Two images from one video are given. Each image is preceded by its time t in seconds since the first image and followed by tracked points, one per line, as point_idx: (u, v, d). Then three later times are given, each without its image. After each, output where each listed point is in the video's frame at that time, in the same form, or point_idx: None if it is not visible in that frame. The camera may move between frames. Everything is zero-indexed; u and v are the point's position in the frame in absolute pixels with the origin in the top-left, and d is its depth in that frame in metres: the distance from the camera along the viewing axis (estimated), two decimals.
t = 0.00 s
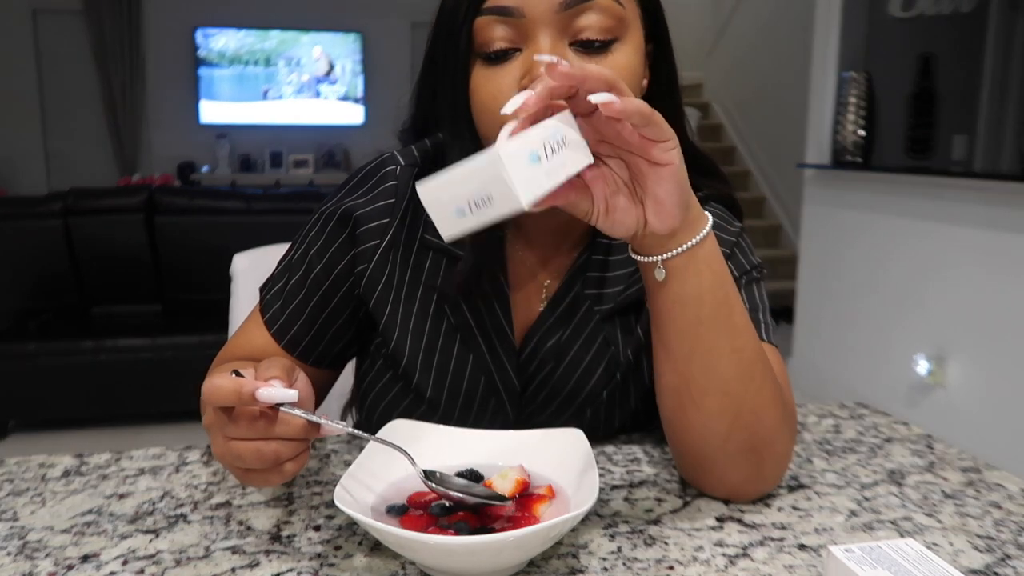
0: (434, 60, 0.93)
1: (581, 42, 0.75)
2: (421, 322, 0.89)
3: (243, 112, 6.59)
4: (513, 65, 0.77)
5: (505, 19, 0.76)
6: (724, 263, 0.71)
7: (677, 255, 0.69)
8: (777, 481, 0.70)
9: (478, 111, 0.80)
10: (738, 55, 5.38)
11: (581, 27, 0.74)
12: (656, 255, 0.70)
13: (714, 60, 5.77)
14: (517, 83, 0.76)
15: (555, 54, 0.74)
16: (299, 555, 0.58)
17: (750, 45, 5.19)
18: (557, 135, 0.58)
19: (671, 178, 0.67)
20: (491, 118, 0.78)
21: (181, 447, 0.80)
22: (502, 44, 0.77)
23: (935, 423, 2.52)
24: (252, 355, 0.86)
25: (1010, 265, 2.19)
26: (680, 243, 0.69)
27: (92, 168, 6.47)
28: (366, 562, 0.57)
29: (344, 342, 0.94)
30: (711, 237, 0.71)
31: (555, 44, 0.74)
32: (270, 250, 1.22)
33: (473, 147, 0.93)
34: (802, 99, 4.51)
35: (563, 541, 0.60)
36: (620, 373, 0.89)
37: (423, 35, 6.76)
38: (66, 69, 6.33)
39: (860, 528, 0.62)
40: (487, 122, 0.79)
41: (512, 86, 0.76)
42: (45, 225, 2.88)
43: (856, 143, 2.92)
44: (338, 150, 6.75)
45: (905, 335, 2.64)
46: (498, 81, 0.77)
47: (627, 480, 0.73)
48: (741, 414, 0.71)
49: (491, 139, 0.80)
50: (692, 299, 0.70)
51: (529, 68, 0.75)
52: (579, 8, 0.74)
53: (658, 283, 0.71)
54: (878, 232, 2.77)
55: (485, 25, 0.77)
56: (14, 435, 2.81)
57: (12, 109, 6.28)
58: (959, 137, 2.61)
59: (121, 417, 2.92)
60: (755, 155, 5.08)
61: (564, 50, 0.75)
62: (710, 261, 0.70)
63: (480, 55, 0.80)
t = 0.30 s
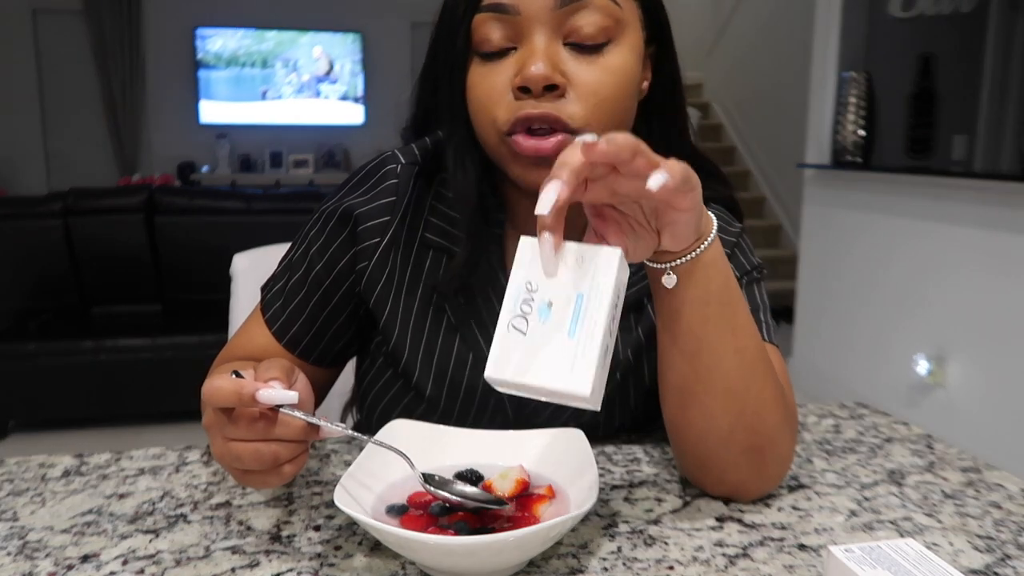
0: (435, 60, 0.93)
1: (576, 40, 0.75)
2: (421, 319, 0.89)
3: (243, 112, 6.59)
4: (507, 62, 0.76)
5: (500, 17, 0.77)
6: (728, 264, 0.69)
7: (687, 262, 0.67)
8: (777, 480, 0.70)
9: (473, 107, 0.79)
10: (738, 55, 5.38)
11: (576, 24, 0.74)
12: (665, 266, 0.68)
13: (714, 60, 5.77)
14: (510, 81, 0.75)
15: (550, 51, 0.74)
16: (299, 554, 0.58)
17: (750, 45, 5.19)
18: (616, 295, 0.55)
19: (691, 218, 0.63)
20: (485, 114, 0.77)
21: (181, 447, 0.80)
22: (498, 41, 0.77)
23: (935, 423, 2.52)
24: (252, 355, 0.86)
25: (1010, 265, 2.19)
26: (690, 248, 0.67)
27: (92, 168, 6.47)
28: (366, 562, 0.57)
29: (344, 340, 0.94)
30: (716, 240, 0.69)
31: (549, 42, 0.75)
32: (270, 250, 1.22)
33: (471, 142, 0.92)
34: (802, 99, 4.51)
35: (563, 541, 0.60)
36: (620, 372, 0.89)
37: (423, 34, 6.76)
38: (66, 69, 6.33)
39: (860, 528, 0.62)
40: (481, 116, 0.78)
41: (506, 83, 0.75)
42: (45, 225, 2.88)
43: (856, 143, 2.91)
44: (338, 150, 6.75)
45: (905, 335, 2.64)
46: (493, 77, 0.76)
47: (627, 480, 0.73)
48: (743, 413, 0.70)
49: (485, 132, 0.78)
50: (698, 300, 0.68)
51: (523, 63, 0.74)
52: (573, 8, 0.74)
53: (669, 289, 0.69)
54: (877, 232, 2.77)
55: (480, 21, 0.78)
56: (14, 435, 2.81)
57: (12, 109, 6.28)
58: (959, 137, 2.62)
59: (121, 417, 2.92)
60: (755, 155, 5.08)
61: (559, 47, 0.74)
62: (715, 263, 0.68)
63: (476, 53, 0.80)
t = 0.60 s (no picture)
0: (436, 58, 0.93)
1: (585, 39, 0.75)
2: (420, 321, 0.89)
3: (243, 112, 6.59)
4: (517, 62, 0.76)
5: (510, 15, 0.76)
6: (726, 261, 0.71)
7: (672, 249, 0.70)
8: (777, 481, 0.70)
9: (482, 107, 0.79)
10: (739, 55, 5.37)
11: (586, 24, 0.74)
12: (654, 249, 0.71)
13: (714, 60, 5.77)
14: (521, 81, 0.75)
15: (559, 52, 0.74)
16: (299, 554, 0.58)
17: (750, 45, 5.19)
18: (541, 180, 0.57)
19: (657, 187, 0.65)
20: (494, 115, 0.77)
21: (181, 448, 0.80)
22: (508, 40, 0.77)
23: (935, 423, 2.52)
24: (251, 355, 0.86)
25: (1010, 265, 2.19)
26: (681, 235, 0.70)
27: (91, 167, 6.47)
28: (366, 562, 0.57)
29: (344, 341, 0.94)
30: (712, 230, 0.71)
31: (560, 42, 0.75)
32: (270, 250, 1.22)
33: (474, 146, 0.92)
34: (802, 99, 4.51)
35: (563, 541, 0.60)
36: (620, 372, 0.88)
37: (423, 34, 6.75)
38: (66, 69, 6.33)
39: (860, 528, 0.62)
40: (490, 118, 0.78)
41: (517, 84, 0.75)
42: (45, 225, 2.88)
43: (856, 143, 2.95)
44: (338, 150, 6.74)
45: (906, 335, 2.64)
46: (504, 77, 0.76)
47: (627, 480, 0.73)
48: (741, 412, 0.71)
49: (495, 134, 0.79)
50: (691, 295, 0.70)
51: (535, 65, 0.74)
52: (583, 7, 0.74)
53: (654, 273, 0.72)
54: (877, 232, 2.77)
55: (490, 19, 0.78)
56: (13, 435, 2.81)
57: (12, 109, 6.28)
58: (959, 137, 2.61)
59: (121, 417, 2.92)
60: (755, 155, 5.08)
61: (569, 48, 0.75)
62: (709, 258, 0.70)
63: (485, 51, 0.80)
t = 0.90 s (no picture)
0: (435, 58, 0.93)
1: (572, 32, 0.75)
2: (421, 318, 0.89)
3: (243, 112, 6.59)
4: (505, 57, 0.76)
5: (498, 11, 0.77)
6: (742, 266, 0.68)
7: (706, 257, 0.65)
8: (778, 480, 0.70)
9: (473, 102, 0.79)
10: (738, 55, 5.38)
11: (572, 17, 0.75)
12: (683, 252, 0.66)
13: (714, 60, 5.77)
14: (508, 74, 0.74)
15: (545, 45, 0.74)
16: (299, 554, 0.58)
17: (750, 45, 5.19)
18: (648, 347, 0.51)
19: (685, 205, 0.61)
20: (484, 110, 0.77)
21: (181, 448, 0.80)
22: (498, 36, 0.78)
23: (935, 423, 2.52)
24: (252, 354, 0.86)
25: (1010, 265, 2.19)
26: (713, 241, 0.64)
27: (91, 167, 6.46)
28: (366, 562, 0.57)
29: (345, 340, 0.94)
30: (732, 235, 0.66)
31: (545, 35, 0.75)
32: (270, 250, 1.22)
33: (472, 143, 0.93)
34: (802, 99, 4.51)
35: (563, 541, 0.60)
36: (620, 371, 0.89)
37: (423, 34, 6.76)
38: (67, 69, 6.33)
39: (860, 528, 0.62)
40: (478, 111, 0.78)
41: (502, 77, 0.75)
42: (45, 225, 2.89)
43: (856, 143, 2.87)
44: (338, 150, 6.74)
45: (906, 335, 2.64)
46: (492, 72, 0.76)
47: (627, 479, 0.73)
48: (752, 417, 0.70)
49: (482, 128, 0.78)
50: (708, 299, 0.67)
51: (520, 57, 0.74)
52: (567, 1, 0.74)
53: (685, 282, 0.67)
54: (877, 232, 2.77)
55: (480, 16, 0.78)
56: (13, 435, 2.81)
57: (12, 109, 6.28)
58: (959, 137, 2.61)
59: (121, 417, 2.92)
60: (755, 155, 5.08)
61: (554, 40, 0.74)
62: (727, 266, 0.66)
63: (475, 48, 0.80)
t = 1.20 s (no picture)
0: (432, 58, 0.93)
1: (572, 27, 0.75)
2: (421, 318, 0.89)
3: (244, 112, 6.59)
4: (507, 51, 0.76)
5: (500, 8, 0.78)
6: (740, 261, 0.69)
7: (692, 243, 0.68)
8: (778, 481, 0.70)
9: (473, 96, 0.79)
10: (738, 55, 5.38)
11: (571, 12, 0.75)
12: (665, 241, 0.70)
13: (714, 60, 5.77)
14: (511, 65, 0.74)
15: (548, 36, 0.74)
16: (299, 554, 0.58)
17: (751, 45, 5.19)
18: (572, 182, 0.54)
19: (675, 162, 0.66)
20: (486, 101, 0.77)
21: (181, 448, 0.80)
22: (498, 32, 0.78)
23: (936, 423, 2.52)
24: (252, 354, 0.86)
25: (1010, 265, 2.19)
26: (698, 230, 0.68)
27: (91, 168, 6.46)
28: (366, 562, 0.57)
29: (344, 340, 0.94)
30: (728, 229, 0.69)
31: (547, 27, 0.75)
32: (269, 250, 1.22)
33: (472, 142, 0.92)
34: (802, 99, 4.51)
35: (563, 541, 0.60)
36: (620, 372, 0.88)
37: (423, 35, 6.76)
38: (67, 69, 6.33)
39: (860, 528, 0.62)
40: (479, 104, 0.78)
41: (507, 70, 0.75)
42: (46, 225, 2.89)
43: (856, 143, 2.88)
44: (338, 150, 6.74)
45: (906, 336, 2.64)
46: (494, 66, 0.76)
47: (627, 480, 0.73)
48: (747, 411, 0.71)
49: (484, 119, 0.78)
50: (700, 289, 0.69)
51: (524, 49, 0.74)
52: None
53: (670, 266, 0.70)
54: (878, 232, 2.77)
55: (479, 14, 0.80)
56: (13, 435, 2.81)
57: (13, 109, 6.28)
58: (959, 137, 2.62)
59: (121, 417, 2.92)
60: (755, 155, 5.08)
61: (557, 33, 0.75)
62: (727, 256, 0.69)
63: (475, 46, 0.81)
